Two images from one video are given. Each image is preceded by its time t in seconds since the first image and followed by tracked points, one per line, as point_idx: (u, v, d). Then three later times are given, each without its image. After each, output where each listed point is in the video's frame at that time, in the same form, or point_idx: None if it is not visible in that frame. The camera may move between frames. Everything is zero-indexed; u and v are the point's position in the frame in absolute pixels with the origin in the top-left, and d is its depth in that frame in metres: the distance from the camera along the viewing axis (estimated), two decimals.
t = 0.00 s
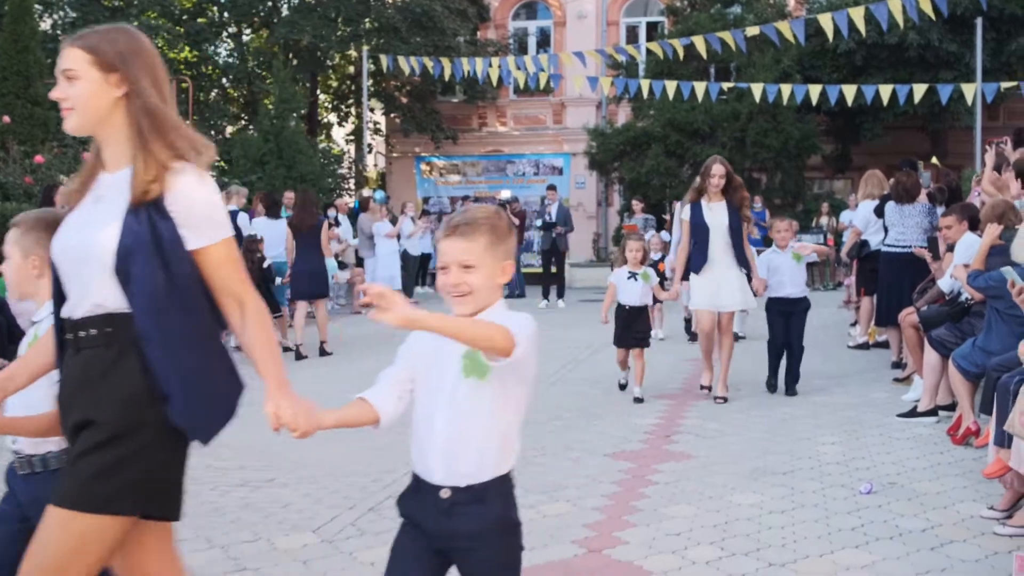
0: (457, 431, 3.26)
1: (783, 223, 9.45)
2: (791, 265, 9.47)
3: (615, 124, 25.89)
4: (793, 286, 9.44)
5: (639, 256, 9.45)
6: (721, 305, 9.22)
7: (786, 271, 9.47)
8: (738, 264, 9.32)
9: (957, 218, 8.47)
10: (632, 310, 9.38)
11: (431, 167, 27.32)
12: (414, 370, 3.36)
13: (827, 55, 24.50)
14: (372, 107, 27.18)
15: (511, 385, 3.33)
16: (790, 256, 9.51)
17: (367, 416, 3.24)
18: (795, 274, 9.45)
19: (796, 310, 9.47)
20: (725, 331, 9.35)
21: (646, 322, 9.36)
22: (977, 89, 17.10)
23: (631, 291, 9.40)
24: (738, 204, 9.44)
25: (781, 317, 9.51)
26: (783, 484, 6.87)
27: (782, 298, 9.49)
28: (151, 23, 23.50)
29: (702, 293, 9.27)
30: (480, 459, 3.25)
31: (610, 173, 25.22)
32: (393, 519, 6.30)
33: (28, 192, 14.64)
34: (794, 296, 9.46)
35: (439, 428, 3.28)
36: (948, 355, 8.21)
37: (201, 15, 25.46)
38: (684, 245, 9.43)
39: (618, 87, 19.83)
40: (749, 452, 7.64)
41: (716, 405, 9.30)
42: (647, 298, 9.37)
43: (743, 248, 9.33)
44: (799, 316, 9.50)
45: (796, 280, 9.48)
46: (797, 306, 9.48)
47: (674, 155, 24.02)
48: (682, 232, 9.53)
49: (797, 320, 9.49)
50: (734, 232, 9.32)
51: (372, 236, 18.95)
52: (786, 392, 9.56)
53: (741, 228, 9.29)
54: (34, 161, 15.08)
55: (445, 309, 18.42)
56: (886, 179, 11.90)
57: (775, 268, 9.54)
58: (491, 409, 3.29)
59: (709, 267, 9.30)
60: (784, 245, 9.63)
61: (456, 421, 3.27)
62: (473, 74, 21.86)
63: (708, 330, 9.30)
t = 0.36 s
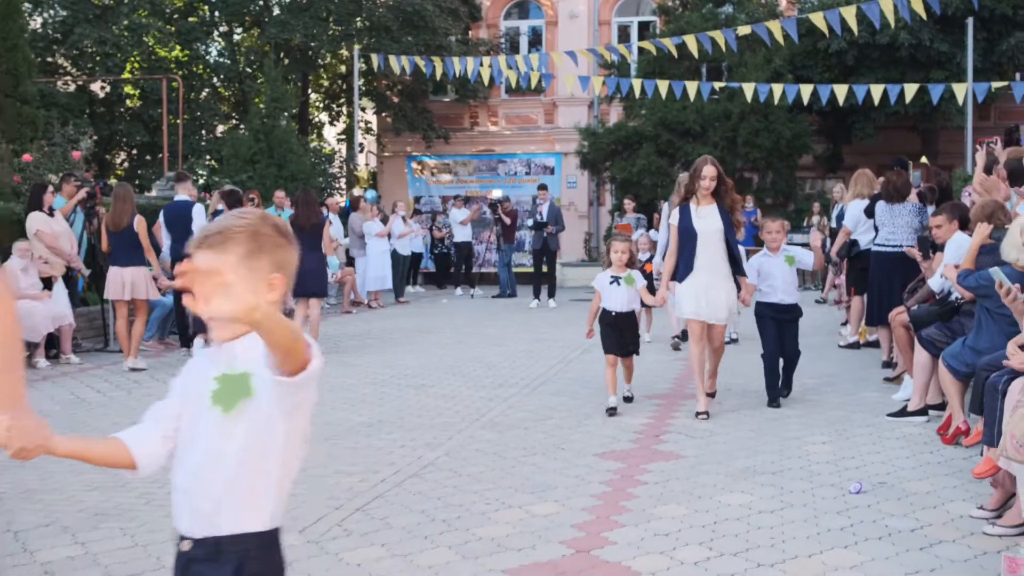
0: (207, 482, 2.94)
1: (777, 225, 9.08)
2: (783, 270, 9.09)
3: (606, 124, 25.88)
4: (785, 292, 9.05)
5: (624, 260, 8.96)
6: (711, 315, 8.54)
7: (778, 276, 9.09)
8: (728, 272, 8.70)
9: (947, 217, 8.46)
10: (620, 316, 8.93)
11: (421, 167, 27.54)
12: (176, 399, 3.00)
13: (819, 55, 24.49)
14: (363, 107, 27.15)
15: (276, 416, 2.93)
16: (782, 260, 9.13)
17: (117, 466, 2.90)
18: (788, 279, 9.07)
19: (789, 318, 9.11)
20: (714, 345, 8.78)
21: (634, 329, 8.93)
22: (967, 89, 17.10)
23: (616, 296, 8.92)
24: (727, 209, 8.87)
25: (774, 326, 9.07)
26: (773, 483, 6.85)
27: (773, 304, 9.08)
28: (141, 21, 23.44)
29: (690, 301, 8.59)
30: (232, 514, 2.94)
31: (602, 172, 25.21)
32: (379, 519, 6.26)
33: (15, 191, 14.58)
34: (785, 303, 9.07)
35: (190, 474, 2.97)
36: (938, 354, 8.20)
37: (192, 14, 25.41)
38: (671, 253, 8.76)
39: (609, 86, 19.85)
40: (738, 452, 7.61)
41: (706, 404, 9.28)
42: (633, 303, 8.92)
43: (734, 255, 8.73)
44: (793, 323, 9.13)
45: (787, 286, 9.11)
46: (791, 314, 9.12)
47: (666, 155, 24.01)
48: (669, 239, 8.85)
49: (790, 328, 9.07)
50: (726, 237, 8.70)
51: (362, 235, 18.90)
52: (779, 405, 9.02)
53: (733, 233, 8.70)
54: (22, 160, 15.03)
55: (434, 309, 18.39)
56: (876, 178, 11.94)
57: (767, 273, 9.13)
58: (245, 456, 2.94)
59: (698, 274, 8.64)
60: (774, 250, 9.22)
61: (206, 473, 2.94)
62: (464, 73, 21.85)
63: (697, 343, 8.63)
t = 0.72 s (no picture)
0: None
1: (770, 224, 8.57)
2: (772, 273, 8.55)
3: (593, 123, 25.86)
4: (770, 297, 8.48)
5: (603, 261, 8.55)
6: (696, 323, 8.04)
7: (766, 280, 8.52)
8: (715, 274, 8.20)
9: (932, 216, 8.46)
10: (594, 320, 8.58)
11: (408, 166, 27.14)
12: None
13: (805, 55, 24.53)
14: (349, 105, 27.12)
15: None
16: (774, 263, 8.60)
17: None
18: (775, 283, 8.51)
19: (773, 324, 8.44)
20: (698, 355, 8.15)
21: (610, 335, 8.54)
22: (953, 90, 17.12)
23: (594, 299, 8.55)
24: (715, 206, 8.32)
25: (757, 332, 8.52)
26: (756, 483, 6.83)
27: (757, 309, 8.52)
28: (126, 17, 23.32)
29: (673, 306, 8.12)
30: None
31: (588, 172, 25.20)
32: (360, 519, 6.22)
33: None
34: (770, 309, 8.48)
35: None
36: (921, 353, 8.20)
37: (178, 11, 25.33)
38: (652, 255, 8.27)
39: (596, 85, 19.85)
40: (722, 451, 7.59)
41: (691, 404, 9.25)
42: (611, 307, 8.53)
43: (721, 257, 8.20)
44: (777, 331, 8.47)
45: (776, 293, 8.51)
46: (777, 320, 8.46)
47: (652, 154, 24.02)
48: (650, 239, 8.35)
49: (773, 335, 8.46)
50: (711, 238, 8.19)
51: (348, 234, 18.86)
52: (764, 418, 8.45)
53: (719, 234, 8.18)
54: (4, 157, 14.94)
55: (420, 308, 18.36)
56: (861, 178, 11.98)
57: (756, 275, 8.59)
58: None
59: (682, 278, 8.16)
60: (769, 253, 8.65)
61: None
62: (451, 71, 21.82)
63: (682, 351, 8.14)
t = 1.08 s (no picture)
0: None
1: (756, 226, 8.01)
2: (760, 280, 8.01)
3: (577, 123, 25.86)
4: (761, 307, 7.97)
5: (574, 261, 8.26)
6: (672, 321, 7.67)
7: (756, 288, 8.00)
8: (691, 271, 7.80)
9: (913, 216, 8.47)
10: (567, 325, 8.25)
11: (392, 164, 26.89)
12: None
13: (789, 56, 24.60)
14: (332, 104, 27.08)
15: None
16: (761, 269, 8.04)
17: None
18: (766, 293, 7.98)
19: (766, 334, 8.03)
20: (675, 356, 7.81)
21: (584, 341, 8.28)
22: (935, 91, 17.18)
23: (566, 303, 8.28)
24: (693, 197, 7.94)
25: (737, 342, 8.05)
26: (737, 483, 6.81)
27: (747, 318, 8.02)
28: (108, 15, 23.31)
29: (647, 303, 7.71)
30: None
31: (572, 172, 25.21)
32: (340, 519, 6.18)
33: None
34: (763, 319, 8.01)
35: None
36: (903, 354, 8.20)
37: (161, 9, 25.24)
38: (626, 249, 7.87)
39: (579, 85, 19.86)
40: (703, 451, 7.57)
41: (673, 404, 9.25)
42: (584, 311, 8.25)
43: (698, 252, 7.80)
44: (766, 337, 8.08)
45: (765, 299, 8.00)
46: (770, 328, 8.04)
47: (636, 154, 24.03)
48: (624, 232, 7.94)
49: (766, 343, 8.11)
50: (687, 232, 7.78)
51: (330, 233, 18.82)
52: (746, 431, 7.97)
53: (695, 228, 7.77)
54: None
55: (403, 307, 18.33)
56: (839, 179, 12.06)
57: (742, 282, 8.05)
58: None
59: (657, 274, 7.74)
60: (755, 258, 8.11)
61: None
62: (435, 70, 21.80)
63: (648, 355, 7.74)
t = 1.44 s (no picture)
0: None
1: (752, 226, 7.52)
2: (754, 281, 7.54)
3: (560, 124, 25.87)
4: (749, 310, 7.56)
5: (538, 263, 7.57)
6: (633, 330, 7.31)
7: (748, 290, 7.54)
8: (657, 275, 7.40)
9: (894, 218, 8.50)
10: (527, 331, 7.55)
11: (374, 166, 26.84)
12: None
13: (771, 58, 24.69)
14: (315, 105, 27.02)
15: None
16: (756, 269, 7.57)
17: None
18: (758, 294, 7.53)
19: (755, 339, 7.55)
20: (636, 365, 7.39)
21: (546, 346, 7.53)
22: (917, 94, 17.24)
23: (526, 307, 7.55)
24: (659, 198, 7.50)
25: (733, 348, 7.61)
26: (716, 484, 6.81)
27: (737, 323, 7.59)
28: (88, 14, 23.22)
29: (609, 311, 7.34)
30: None
31: (555, 173, 25.22)
32: (319, 519, 6.15)
33: None
34: (751, 322, 7.58)
35: None
36: (883, 354, 8.21)
37: (143, 8, 25.12)
38: (589, 252, 7.45)
39: (562, 86, 19.87)
40: (684, 451, 7.58)
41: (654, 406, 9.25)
42: (546, 315, 7.55)
43: (665, 255, 7.39)
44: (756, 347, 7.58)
45: (756, 303, 7.55)
46: (760, 334, 7.57)
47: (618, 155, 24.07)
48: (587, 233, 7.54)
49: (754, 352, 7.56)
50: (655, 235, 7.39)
51: (312, 233, 18.79)
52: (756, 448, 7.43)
53: (663, 230, 7.37)
54: None
55: (386, 308, 18.29)
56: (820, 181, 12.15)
57: (735, 282, 7.58)
58: None
59: (621, 279, 7.34)
60: (750, 258, 7.62)
61: None
62: (418, 71, 21.78)
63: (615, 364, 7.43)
